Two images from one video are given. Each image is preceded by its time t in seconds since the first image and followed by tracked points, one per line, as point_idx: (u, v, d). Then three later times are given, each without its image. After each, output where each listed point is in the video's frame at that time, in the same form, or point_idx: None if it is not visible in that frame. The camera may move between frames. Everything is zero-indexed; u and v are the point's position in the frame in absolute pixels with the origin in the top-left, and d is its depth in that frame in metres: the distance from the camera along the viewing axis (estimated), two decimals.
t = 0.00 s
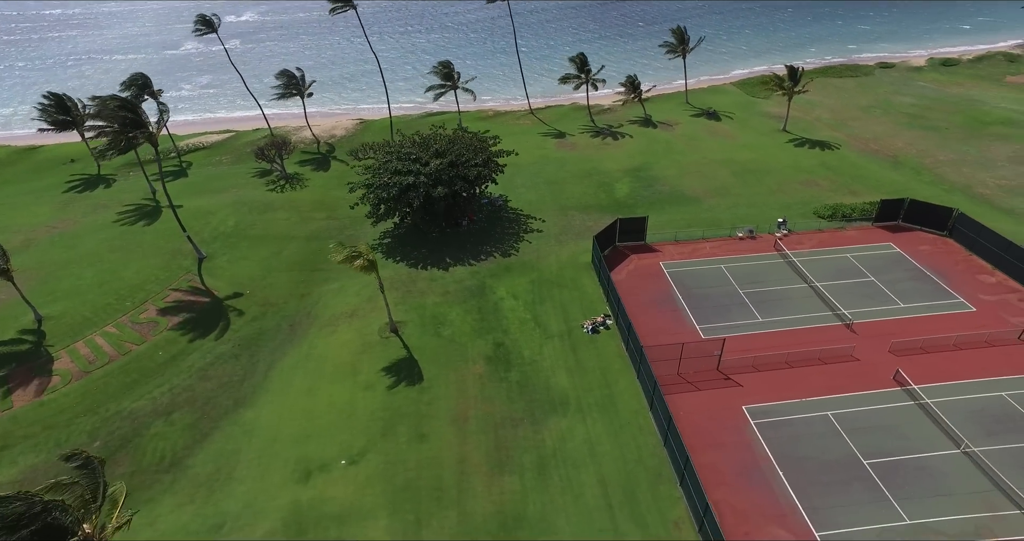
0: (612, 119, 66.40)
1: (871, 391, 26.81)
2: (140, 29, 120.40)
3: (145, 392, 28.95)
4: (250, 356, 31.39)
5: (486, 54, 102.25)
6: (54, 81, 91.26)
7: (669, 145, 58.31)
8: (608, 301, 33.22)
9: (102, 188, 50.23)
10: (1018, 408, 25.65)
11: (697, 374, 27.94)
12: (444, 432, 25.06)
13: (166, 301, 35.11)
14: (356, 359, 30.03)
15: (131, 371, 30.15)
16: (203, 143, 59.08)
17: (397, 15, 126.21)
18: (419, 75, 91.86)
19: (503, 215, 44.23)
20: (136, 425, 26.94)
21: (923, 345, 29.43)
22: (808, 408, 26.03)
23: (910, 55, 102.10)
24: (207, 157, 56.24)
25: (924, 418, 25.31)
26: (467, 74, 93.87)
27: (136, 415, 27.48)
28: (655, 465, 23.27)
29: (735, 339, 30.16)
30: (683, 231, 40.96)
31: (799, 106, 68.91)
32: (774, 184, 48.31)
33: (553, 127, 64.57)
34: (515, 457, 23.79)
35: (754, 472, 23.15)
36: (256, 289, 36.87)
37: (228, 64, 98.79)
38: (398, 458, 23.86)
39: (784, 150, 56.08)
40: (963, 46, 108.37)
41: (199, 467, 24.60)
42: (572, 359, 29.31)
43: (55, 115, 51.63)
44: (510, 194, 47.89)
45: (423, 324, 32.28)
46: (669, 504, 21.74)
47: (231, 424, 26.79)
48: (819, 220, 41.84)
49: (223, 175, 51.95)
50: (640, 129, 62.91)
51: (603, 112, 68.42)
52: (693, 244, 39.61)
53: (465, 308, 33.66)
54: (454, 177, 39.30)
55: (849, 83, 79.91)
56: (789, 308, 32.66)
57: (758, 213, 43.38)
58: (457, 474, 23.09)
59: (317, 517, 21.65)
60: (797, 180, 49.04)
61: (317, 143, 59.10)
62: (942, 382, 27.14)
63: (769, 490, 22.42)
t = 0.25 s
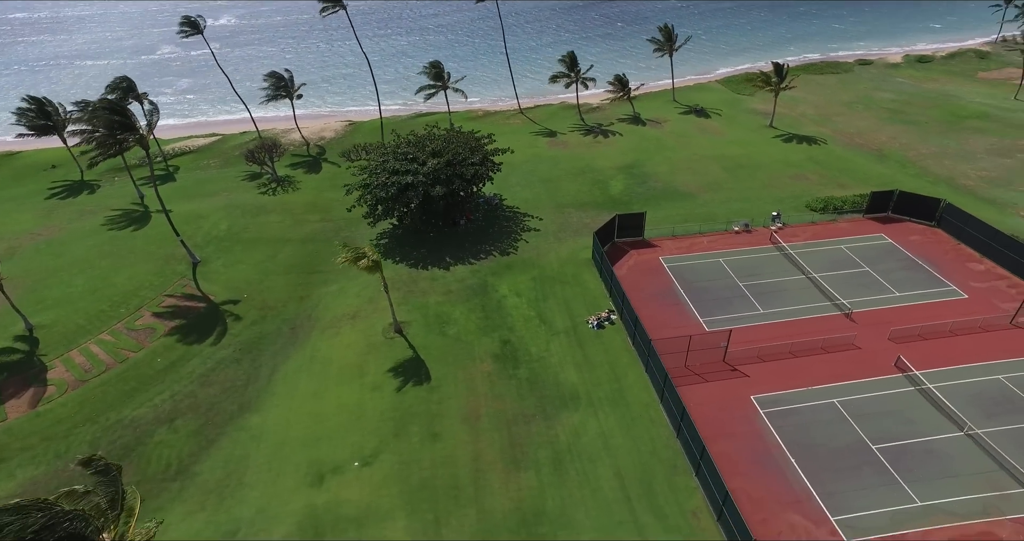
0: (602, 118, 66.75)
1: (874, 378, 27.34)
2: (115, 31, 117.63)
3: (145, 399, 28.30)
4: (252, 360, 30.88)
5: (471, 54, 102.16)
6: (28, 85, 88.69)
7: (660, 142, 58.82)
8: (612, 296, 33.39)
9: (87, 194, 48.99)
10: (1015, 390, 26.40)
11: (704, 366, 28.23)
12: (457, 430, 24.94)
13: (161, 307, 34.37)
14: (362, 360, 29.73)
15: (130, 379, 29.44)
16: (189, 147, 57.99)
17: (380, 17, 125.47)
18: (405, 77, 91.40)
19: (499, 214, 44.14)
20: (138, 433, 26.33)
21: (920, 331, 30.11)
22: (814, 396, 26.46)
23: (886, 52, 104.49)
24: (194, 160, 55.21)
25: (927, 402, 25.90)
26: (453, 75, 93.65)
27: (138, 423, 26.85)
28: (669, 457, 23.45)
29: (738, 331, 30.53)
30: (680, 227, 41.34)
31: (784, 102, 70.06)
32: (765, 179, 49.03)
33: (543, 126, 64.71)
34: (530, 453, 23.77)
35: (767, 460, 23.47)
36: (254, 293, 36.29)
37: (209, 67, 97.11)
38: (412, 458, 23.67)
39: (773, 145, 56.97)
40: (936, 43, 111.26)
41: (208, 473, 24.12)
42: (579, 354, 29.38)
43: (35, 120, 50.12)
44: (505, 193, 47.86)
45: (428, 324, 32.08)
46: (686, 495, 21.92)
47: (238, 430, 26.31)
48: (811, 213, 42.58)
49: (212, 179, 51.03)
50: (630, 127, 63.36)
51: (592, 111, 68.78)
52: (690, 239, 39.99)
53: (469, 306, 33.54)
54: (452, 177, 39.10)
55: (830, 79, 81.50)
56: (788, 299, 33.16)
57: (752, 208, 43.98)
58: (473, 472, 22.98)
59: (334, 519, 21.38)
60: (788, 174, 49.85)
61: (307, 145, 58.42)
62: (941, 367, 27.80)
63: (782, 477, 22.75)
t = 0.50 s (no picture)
0: (592, 120, 67.17)
1: (879, 368, 27.82)
2: (92, 38, 115.15)
3: (147, 411, 27.61)
4: (256, 368, 30.33)
5: (458, 59, 102.24)
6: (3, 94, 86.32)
7: (651, 142, 59.40)
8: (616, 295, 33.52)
9: (73, 204, 47.79)
10: (1014, 376, 27.09)
11: (713, 361, 28.47)
12: (471, 432, 24.77)
13: (158, 316, 33.60)
14: (369, 365, 29.41)
15: (129, 391, 28.68)
16: (176, 155, 56.95)
17: (364, 23, 125.04)
18: (392, 82, 91.07)
19: (497, 217, 44.02)
20: (142, 445, 25.66)
21: (919, 322, 30.73)
22: (822, 387, 26.82)
23: (863, 53, 107.13)
24: (182, 168, 54.20)
25: (931, 391, 26.44)
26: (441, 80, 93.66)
27: (141, 435, 26.16)
28: (685, 452, 23.55)
29: (744, 326, 30.85)
30: (678, 225, 41.75)
31: (769, 102, 71.29)
32: (756, 177, 49.78)
33: (535, 129, 64.94)
34: (547, 453, 23.67)
35: (782, 452, 23.71)
36: (253, 300, 35.67)
37: (191, 75, 95.64)
38: (428, 461, 23.42)
39: (762, 144, 57.92)
40: (910, 45, 114.32)
41: (218, 484, 23.57)
42: (587, 353, 29.45)
43: (16, 129, 48.72)
44: (501, 196, 47.87)
45: (434, 327, 31.86)
46: (705, 489, 22.02)
47: (246, 439, 25.77)
48: (804, 210, 43.37)
49: (202, 187, 50.15)
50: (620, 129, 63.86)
51: (582, 113, 69.25)
52: (689, 237, 40.39)
53: (474, 308, 33.42)
54: (451, 180, 39.00)
55: (812, 79, 83.21)
56: (789, 294, 33.62)
57: (746, 206, 44.60)
58: (491, 473, 22.83)
59: (353, 526, 21.02)
60: (778, 172, 50.68)
61: (298, 151, 57.79)
62: (942, 356, 28.41)
63: (798, 468, 22.99)
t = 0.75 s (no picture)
0: (583, 120, 67.50)
1: (880, 358, 28.31)
2: (68, 42, 112.50)
3: (149, 419, 27.01)
4: (259, 373, 29.86)
5: (444, 62, 102.17)
6: None
7: (643, 142, 59.86)
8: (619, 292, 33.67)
9: (59, 211, 46.61)
10: (1010, 363, 27.77)
11: (719, 355, 28.73)
12: (483, 431, 24.66)
13: (155, 324, 32.90)
14: (375, 367, 29.15)
15: (129, 399, 28.01)
16: (164, 160, 55.90)
17: (348, 27, 124.31)
18: (380, 85, 90.66)
19: (495, 217, 43.94)
20: (146, 454, 25.10)
21: (916, 312, 31.36)
22: (827, 378, 27.21)
23: (843, 53, 109.19)
24: (171, 173, 53.21)
25: (932, 379, 26.97)
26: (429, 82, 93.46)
27: (145, 444, 25.59)
28: (698, 445, 23.71)
29: (747, 320, 31.17)
30: (675, 223, 42.12)
31: (756, 101, 72.32)
32: (748, 174, 50.45)
33: (527, 130, 65.06)
34: (561, 450, 23.65)
35: (792, 442, 23.99)
36: (252, 305, 35.13)
37: (173, 79, 94.03)
38: (442, 462, 23.24)
39: (751, 142, 58.72)
40: (887, 44, 116.91)
41: (227, 491, 23.13)
42: (594, 350, 29.53)
43: None
44: (498, 196, 47.83)
45: (438, 327, 31.69)
46: (720, 480, 22.18)
47: (253, 445, 25.33)
48: (797, 206, 44.12)
49: (192, 192, 49.30)
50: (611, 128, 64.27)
51: (573, 114, 69.59)
52: (686, 234, 40.77)
53: (478, 308, 33.33)
54: (450, 182, 38.88)
55: (796, 78, 84.60)
56: (789, 287, 34.09)
57: (740, 202, 45.15)
58: (506, 471, 22.75)
59: (370, 529, 20.78)
60: (769, 169, 51.41)
61: (289, 154, 57.15)
62: (940, 345, 29.01)
63: (808, 458, 23.28)
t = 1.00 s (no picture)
0: (573, 120, 67.80)
1: (880, 348, 29.00)
2: (41, 45, 109.50)
3: (154, 427, 26.51)
4: (264, 378, 29.50)
5: (430, 63, 101.89)
6: None
7: (634, 140, 60.37)
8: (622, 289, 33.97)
9: (44, 218, 45.43)
10: (1004, 349, 28.66)
11: (724, 348, 29.16)
12: (497, 430, 24.69)
13: (154, 331, 32.29)
14: (383, 369, 28.99)
15: (132, 408, 27.45)
16: (150, 165, 54.82)
17: (331, 30, 123.28)
18: (366, 88, 90.09)
19: (493, 217, 43.97)
20: (154, 463, 24.65)
21: (911, 302, 32.17)
22: (830, 368, 27.79)
23: (822, 51, 111.27)
24: (158, 178, 52.20)
25: (931, 366, 27.71)
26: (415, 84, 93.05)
27: (151, 453, 25.13)
28: (710, 437, 24.05)
29: (749, 313, 31.67)
30: (672, 219, 42.57)
31: (742, 99, 73.38)
32: (740, 171, 51.19)
33: (518, 130, 65.18)
34: (576, 446, 23.81)
35: (801, 432, 24.47)
36: (252, 310, 34.67)
37: (153, 83, 92.20)
38: (457, 462, 23.24)
39: (740, 139, 59.59)
40: (864, 42, 119.44)
41: (241, 498, 22.82)
42: (601, 346, 29.74)
43: None
44: (494, 196, 47.83)
45: (444, 328, 31.63)
46: (734, 471, 22.52)
47: (264, 451, 25.02)
48: (789, 200, 44.87)
49: (183, 196, 48.44)
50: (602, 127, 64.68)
51: (563, 114, 69.89)
52: (683, 230, 41.26)
53: (482, 308, 33.33)
54: (449, 183, 38.83)
55: (779, 76, 86.04)
56: (787, 281, 34.71)
57: (734, 198, 45.81)
58: (523, 469, 22.82)
59: (390, 531, 20.70)
60: (759, 166, 52.23)
61: (279, 157, 56.48)
62: (936, 333, 29.81)
63: (818, 446, 23.77)
